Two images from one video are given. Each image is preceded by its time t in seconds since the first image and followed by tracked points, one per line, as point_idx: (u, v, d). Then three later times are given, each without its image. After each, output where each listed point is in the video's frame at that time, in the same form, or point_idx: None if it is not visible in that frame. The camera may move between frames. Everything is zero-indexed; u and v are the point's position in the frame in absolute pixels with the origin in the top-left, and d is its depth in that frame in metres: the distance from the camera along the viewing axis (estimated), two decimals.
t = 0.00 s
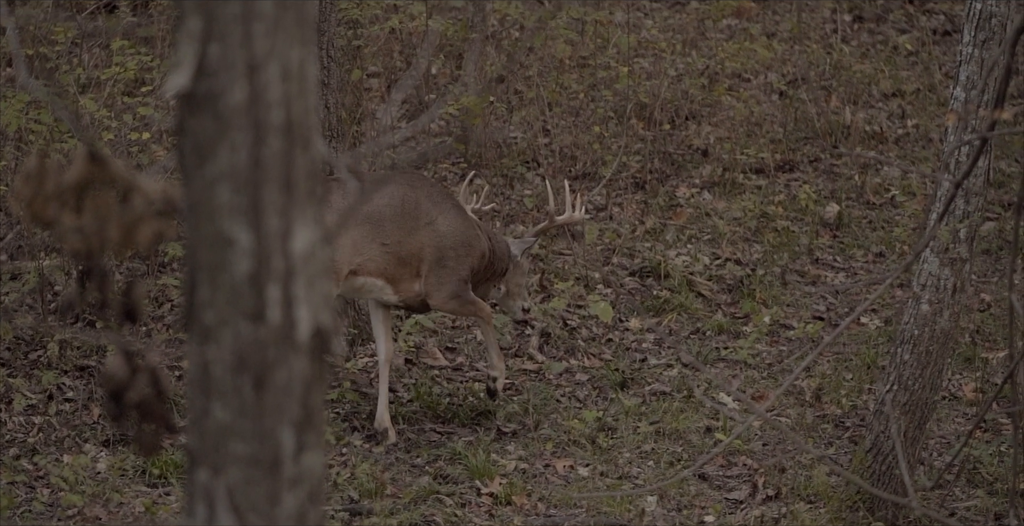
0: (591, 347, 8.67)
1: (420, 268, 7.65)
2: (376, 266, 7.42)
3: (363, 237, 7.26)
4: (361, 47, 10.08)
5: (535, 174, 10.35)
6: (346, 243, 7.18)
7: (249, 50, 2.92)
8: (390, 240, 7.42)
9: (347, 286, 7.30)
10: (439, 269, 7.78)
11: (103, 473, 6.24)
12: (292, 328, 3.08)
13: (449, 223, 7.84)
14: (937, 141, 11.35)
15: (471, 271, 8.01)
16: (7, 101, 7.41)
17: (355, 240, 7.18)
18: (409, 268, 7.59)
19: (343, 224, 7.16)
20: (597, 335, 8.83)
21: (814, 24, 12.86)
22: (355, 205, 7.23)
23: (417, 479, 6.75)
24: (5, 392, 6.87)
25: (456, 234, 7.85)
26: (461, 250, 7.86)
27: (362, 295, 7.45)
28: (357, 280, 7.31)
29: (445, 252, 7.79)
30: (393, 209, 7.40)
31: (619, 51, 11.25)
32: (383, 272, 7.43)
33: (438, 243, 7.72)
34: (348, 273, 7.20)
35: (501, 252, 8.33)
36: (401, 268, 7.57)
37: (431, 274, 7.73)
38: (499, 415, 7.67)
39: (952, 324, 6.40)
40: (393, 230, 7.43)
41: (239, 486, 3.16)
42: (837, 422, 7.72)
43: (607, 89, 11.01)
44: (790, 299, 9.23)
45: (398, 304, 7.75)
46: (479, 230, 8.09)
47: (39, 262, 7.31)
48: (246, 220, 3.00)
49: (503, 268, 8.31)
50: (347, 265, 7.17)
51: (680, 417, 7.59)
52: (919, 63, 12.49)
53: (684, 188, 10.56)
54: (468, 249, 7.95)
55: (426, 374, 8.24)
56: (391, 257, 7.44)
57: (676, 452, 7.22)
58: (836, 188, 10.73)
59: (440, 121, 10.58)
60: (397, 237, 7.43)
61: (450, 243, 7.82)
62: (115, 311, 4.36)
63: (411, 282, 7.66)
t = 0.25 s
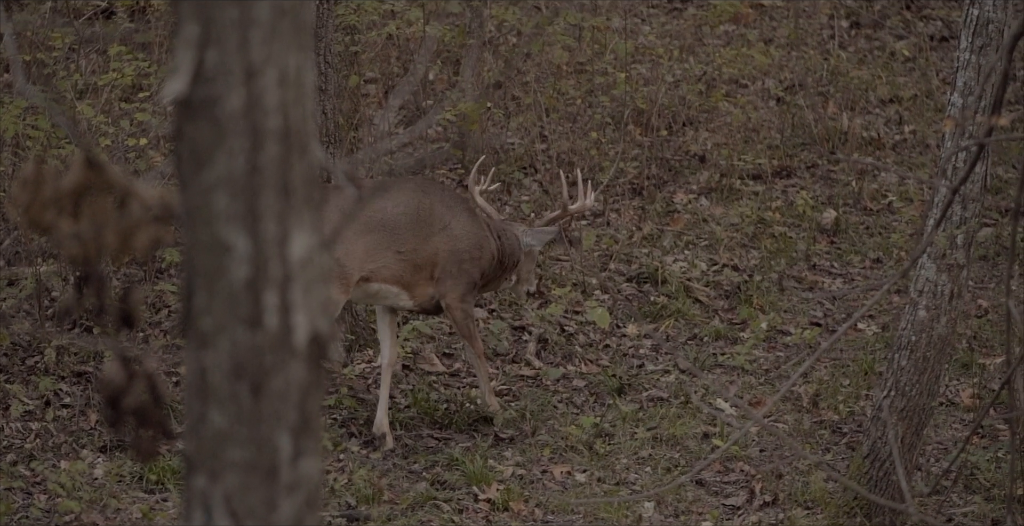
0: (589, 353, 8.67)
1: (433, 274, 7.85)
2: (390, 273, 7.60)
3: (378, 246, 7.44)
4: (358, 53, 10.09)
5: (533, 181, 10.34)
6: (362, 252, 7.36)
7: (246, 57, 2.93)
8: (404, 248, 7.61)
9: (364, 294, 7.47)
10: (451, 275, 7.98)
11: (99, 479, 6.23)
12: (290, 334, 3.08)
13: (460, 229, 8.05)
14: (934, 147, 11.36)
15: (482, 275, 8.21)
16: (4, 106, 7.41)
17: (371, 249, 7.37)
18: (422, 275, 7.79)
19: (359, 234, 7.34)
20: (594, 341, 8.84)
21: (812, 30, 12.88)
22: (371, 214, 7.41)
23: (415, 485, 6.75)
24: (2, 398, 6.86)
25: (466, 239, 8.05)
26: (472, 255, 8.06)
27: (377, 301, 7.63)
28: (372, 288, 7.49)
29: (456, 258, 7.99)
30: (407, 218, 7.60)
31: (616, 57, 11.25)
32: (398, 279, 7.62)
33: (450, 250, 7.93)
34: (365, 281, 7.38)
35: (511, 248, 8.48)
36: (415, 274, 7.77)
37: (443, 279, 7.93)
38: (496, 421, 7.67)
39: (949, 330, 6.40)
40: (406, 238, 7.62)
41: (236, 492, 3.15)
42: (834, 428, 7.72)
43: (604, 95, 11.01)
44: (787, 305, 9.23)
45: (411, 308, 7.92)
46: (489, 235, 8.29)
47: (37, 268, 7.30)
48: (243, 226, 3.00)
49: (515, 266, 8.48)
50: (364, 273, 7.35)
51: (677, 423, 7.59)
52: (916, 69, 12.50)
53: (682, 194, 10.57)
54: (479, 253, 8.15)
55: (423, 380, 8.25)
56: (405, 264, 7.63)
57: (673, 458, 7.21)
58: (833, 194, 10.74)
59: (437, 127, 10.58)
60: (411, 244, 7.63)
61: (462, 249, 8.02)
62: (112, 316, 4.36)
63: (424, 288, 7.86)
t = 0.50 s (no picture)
0: (584, 360, 8.67)
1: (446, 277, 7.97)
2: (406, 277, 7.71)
3: (396, 251, 7.54)
4: (354, 60, 10.10)
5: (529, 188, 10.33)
6: (379, 257, 7.46)
7: (242, 63, 2.93)
8: (419, 252, 7.71)
9: (379, 298, 7.58)
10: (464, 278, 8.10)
11: (95, 486, 6.21)
12: (286, 341, 3.08)
13: (474, 233, 8.15)
14: (930, 154, 11.36)
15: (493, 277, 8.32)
16: None
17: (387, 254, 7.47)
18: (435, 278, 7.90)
19: (376, 239, 7.44)
20: (589, 348, 8.85)
21: (808, 37, 12.89)
22: (388, 220, 7.52)
23: (410, 492, 6.74)
24: None
25: (480, 242, 8.16)
26: (485, 258, 8.18)
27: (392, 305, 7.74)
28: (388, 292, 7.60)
29: (469, 261, 8.10)
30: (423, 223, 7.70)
31: (612, 64, 11.27)
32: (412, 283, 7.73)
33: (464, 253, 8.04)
34: (381, 286, 7.49)
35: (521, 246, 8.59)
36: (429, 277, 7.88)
37: (455, 282, 8.05)
38: (492, 428, 7.66)
39: (945, 338, 6.41)
40: (422, 243, 7.73)
41: (233, 499, 3.15)
42: (830, 435, 7.72)
43: (600, 102, 11.03)
44: (783, 312, 9.24)
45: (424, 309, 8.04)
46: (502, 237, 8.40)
47: (32, 274, 7.29)
48: (239, 233, 3.00)
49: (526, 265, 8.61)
50: (379, 278, 7.46)
51: (673, 430, 7.59)
52: (912, 77, 12.51)
53: (677, 201, 10.58)
54: (491, 256, 8.26)
55: (419, 387, 8.24)
56: (420, 268, 7.74)
57: (668, 465, 7.21)
58: (829, 201, 10.74)
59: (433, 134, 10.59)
60: (426, 249, 7.73)
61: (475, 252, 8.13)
62: (108, 323, 4.35)
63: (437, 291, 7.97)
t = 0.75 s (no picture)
0: (578, 368, 8.67)
1: (463, 276, 8.19)
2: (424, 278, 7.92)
3: (415, 254, 7.73)
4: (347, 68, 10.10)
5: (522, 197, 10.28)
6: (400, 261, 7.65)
7: (235, 70, 2.92)
8: (438, 254, 7.91)
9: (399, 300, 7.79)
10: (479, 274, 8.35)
11: (88, 494, 6.19)
12: (279, 348, 3.08)
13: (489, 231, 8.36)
14: (923, 162, 11.33)
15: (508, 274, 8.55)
16: None
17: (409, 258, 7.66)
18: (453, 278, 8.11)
19: (399, 244, 7.62)
20: (582, 357, 8.83)
21: (801, 44, 12.89)
22: (408, 224, 7.68)
23: (404, 500, 6.72)
24: None
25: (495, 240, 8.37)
26: (500, 255, 8.39)
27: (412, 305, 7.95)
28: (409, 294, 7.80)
29: (484, 258, 8.31)
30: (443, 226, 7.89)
31: (605, 72, 11.27)
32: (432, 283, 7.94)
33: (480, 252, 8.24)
34: (402, 289, 7.69)
35: (538, 242, 8.78)
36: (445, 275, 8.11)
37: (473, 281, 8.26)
38: (485, 435, 7.65)
39: (938, 346, 6.42)
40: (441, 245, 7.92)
41: (226, 507, 3.14)
42: (823, 443, 7.72)
43: (593, 110, 11.03)
44: (776, 320, 9.25)
45: (442, 306, 8.27)
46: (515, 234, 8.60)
47: (25, 282, 7.27)
48: (233, 240, 2.99)
49: (543, 260, 8.81)
50: (400, 282, 7.66)
51: (666, 438, 7.58)
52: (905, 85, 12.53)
53: (671, 209, 10.58)
54: (506, 252, 8.47)
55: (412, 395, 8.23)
56: (438, 269, 7.95)
57: (661, 473, 7.20)
58: (822, 209, 10.75)
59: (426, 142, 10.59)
60: (445, 249, 7.93)
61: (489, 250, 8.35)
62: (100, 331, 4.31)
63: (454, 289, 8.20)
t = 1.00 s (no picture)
0: (568, 377, 8.71)
1: (477, 273, 8.33)
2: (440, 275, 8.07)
3: (434, 252, 7.86)
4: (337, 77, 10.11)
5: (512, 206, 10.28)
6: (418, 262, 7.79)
7: (225, 79, 2.92)
8: (453, 253, 8.04)
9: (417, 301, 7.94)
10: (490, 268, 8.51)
11: (78, 503, 6.17)
12: (269, 358, 3.07)
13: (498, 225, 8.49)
14: (913, 170, 11.23)
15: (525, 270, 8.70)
16: None
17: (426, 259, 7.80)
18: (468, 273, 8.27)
19: (417, 246, 7.74)
20: (572, 366, 8.89)
21: (791, 53, 12.86)
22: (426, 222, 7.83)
23: (394, 509, 6.71)
24: None
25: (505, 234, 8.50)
26: (513, 256, 8.53)
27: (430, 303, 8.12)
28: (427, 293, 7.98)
29: (498, 259, 8.44)
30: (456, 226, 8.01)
31: (596, 80, 11.28)
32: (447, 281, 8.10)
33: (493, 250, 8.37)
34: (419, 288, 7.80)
35: (553, 246, 8.92)
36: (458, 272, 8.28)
37: (487, 279, 8.41)
38: (475, 444, 7.65)
39: (928, 354, 6.44)
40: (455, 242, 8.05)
41: (216, 516, 3.13)
42: (813, 452, 7.73)
43: (583, 119, 11.03)
44: (766, 329, 9.26)
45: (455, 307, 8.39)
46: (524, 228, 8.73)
47: (14, 291, 7.25)
48: (223, 249, 2.99)
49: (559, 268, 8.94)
50: (418, 284, 7.80)
51: (656, 447, 7.58)
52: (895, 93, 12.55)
53: (661, 218, 10.60)
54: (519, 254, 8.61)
55: (402, 404, 8.23)
56: (454, 268, 8.07)
57: (651, 482, 7.20)
58: (813, 218, 10.76)
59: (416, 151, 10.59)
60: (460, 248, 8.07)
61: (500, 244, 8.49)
62: (91, 340, 4.31)
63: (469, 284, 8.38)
